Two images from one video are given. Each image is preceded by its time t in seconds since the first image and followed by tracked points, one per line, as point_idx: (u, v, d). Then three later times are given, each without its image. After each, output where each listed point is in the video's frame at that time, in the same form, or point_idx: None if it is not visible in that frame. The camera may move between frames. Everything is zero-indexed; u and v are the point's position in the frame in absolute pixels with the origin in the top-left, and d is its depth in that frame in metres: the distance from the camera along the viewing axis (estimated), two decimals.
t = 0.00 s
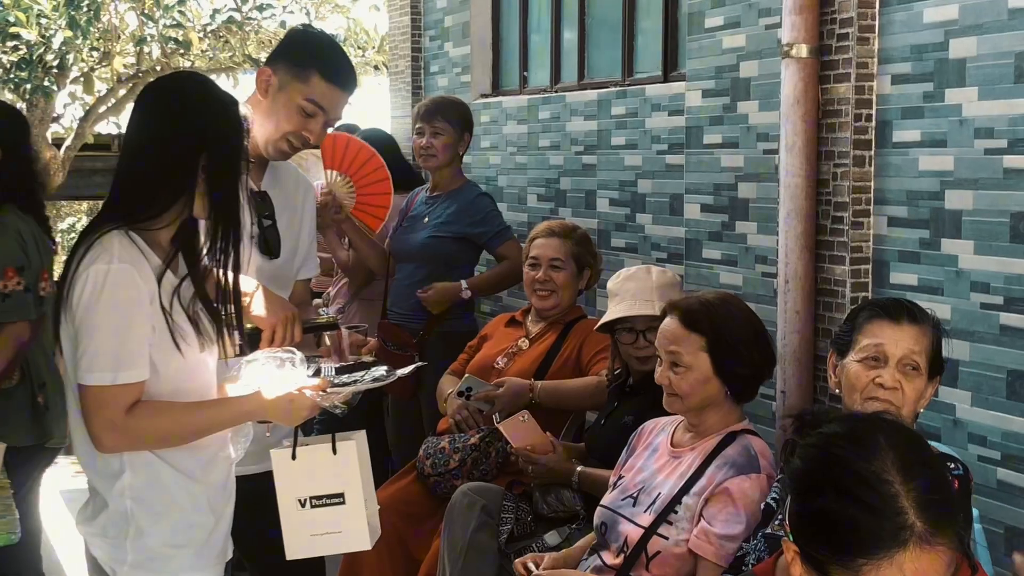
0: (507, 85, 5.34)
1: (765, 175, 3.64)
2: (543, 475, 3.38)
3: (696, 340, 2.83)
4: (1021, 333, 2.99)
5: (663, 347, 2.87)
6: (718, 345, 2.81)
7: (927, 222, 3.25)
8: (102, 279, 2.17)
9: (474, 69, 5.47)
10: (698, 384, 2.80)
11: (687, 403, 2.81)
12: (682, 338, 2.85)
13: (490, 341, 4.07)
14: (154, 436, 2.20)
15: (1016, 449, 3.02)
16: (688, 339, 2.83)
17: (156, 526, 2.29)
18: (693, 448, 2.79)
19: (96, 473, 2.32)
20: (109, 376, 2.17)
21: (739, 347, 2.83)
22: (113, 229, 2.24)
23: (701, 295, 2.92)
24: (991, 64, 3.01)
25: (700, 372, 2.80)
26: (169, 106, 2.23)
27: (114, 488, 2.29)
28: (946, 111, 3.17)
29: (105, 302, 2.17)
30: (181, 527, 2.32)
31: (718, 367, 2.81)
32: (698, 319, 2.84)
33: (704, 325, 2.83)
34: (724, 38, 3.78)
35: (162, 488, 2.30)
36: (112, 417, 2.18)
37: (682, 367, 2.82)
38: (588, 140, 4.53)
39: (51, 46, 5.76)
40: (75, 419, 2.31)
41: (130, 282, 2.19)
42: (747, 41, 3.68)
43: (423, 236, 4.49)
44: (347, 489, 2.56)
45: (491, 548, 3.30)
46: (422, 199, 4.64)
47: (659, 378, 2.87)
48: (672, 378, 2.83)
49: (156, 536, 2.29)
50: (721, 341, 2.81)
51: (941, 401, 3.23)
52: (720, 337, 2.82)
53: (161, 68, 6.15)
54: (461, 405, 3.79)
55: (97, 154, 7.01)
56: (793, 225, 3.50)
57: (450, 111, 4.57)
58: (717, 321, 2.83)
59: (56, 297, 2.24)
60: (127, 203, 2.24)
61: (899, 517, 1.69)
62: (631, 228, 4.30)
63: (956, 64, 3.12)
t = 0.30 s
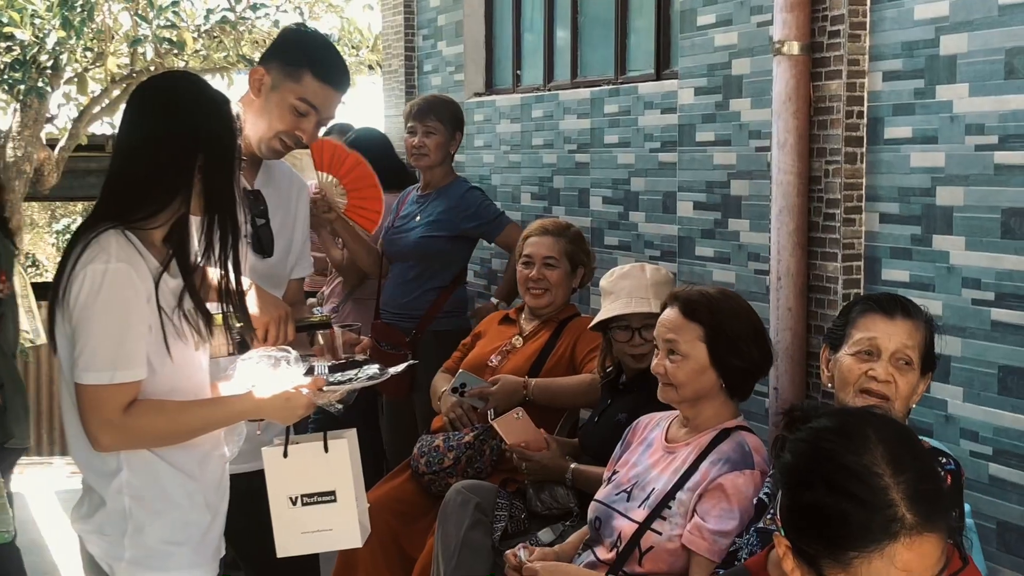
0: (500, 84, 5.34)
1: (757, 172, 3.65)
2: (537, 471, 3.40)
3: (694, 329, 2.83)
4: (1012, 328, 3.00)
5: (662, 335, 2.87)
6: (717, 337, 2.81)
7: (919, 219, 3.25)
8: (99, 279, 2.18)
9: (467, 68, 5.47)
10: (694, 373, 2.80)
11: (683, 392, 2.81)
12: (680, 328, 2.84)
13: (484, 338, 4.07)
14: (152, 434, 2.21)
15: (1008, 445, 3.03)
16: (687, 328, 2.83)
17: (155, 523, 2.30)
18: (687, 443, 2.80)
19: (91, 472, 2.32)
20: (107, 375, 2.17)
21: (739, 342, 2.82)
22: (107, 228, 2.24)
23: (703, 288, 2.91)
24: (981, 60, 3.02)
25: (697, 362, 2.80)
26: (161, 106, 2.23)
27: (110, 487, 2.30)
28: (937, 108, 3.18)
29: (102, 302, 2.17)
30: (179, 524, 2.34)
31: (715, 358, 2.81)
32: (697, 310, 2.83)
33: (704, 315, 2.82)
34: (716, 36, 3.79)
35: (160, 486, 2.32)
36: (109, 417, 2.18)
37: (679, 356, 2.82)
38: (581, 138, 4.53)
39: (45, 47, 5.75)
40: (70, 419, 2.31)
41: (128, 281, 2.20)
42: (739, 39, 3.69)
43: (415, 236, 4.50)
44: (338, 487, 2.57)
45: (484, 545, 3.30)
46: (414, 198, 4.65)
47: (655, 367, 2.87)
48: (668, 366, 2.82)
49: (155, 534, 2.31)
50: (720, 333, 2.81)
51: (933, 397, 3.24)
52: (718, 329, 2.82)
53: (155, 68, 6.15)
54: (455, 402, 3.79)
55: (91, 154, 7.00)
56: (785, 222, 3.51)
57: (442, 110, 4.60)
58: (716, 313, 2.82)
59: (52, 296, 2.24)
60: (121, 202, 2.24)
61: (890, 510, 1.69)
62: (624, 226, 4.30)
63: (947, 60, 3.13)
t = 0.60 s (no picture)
0: (491, 82, 5.35)
1: (746, 169, 3.66)
2: (528, 469, 3.38)
3: (689, 321, 2.84)
4: (1000, 323, 3.02)
5: (656, 325, 2.88)
6: (712, 330, 2.83)
7: (907, 215, 3.26)
8: (93, 279, 2.18)
9: (458, 66, 5.48)
10: (689, 365, 2.81)
11: (677, 383, 2.82)
12: (676, 320, 2.85)
13: (475, 336, 4.08)
14: (145, 434, 2.22)
15: (996, 439, 3.04)
16: (682, 319, 2.84)
17: (150, 521, 2.31)
18: (680, 434, 2.80)
19: (84, 470, 2.32)
20: (101, 375, 2.18)
21: (734, 335, 2.84)
22: (99, 228, 2.24)
23: (700, 280, 2.93)
24: (968, 56, 3.04)
25: (693, 354, 2.81)
26: (151, 105, 2.23)
27: (104, 484, 2.30)
28: (924, 104, 3.19)
29: (96, 302, 2.17)
30: (173, 520, 2.34)
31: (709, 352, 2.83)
32: (694, 302, 2.85)
33: (700, 307, 2.84)
34: (705, 33, 3.79)
35: (154, 483, 2.32)
36: (104, 416, 2.19)
37: (674, 348, 2.83)
38: (571, 136, 4.54)
39: (36, 46, 5.73)
40: (63, 418, 2.31)
41: (121, 280, 2.20)
42: (728, 36, 3.69)
43: (405, 234, 4.50)
44: (326, 483, 2.58)
45: (475, 542, 3.32)
46: (404, 195, 4.65)
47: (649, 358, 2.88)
48: (662, 357, 2.83)
49: (150, 530, 2.31)
50: (715, 327, 2.83)
51: (922, 392, 3.25)
52: (714, 322, 2.83)
53: (145, 68, 6.14)
54: (446, 401, 3.80)
55: (82, 154, 6.98)
56: (774, 218, 3.52)
57: (432, 108, 4.60)
58: (713, 304, 2.84)
59: (44, 297, 2.24)
60: (112, 202, 2.24)
61: (876, 501, 1.69)
62: (614, 223, 4.31)
63: (934, 56, 3.15)
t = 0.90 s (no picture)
0: (479, 80, 5.36)
1: (733, 166, 3.67)
2: (515, 467, 3.40)
3: (679, 317, 2.83)
4: (984, 318, 3.04)
5: (648, 321, 2.88)
6: (703, 326, 2.83)
7: (892, 210, 3.28)
8: (78, 276, 2.18)
9: (446, 64, 5.48)
10: (678, 360, 2.81)
11: (666, 379, 2.81)
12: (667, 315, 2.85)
13: (463, 334, 4.08)
14: (132, 431, 2.22)
15: (981, 433, 3.06)
16: (672, 316, 2.83)
17: (137, 519, 2.32)
18: (669, 432, 2.79)
19: (70, 468, 2.32)
20: (87, 372, 2.18)
21: (725, 332, 2.84)
22: (84, 225, 2.24)
23: (694, 278, 2.91)
24: (952, 52, 3.06)
25: (683, 350, 2.81)
26: (136, 104, 2.24)
27: (91, 481, 2.31)
28: (908, 100, 3.21)
29: (82, 300, 2.18)
30: (160, 518, 2.35)
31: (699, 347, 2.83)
32: (685, 297, 2.85)
33: (691, 302, 2.84)
34: (691, 30, 3.80)
35: (141, 480, 2.33)
36: (89, 413, 2.19)
37: (665, 344, 2.82)
38: (559, 133, 4.55)
39: (25, 46, 5.75)
40: (49, 415, 2.32)
41: (107, 277, 2.20)
42: (713, 33, 3.70)
43: (396, 233, 4.51)
44: (315, 480, 2.59)
45: (463, 539, 3.33)
46: (392, 194, 4.66)
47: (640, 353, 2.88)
48: (652, 352, 2.83)
49: (136, 528, 2.32)
50: (707, 323, 2.83)
51: (907, 387, 3.28)
52: (706, 318, 2.83)
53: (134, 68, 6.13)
54: (435, 399, 3.79)
55: (71, 154, 6.97)
56: (759, 214, 3.53)
57: (421, 108, 4.60)
58: (706, 299, 2.85)
59: (29, 294, 2.24)
60: (97, 200, 2.24)
61: (854, 489, 1.71)
62: (602, 221, 4.32)
63: (918, 52, 3.16)
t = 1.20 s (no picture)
0: (464, 78, 5.36)
1: (715, 162, 3.68)
2: (499, 466, 3.41)
3: (666, 319, 2.82)
4: (963, 313, 3.07)
5: (635, 322, 2.87)
6: (689, 327, 2.81)
7: (872, 206, 3.30)
8: (56, 272, 2.18)
9: (431, 62, 5.49)
10: (664, 362, 2.79)
11: (650, 379, 2.80)
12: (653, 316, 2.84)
13: (447, 332, 4.08)
14: (111, 426, 2.22)
15: (961, 427, 3.09)
16: (660, 317, 2.82)
17: (116, 516, 2.32)
18: (652, 428, 2.79)
19: (48, 465, 2.32)
20: (65, 367, 2.17)
21: (711, 334, 2.81)
22: (63, 221, 2.24)
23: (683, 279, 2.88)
24: (930, 48, 3.09)
25: (669, 351, 2.79)
26: (116, 102, 2.24)
27: (69, 480, 2.30)
28: (887, 96, 3.22)
29: (60, 295, 2.17)
30: (139, 516, 2.35)
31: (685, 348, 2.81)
32: (671, 297, 2.84)
33: (677, 303, 2.82)
34: (673, 27, 3.81)
35: (119, 478, 2.33)
36: (67, 409, 2.19)
37: (650, 344, 2.81)
38: (543, 131, 4.55)
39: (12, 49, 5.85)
40: (28, 411, 2.31)
41: (85, 273, 2.20)
42: (695, 30, 3.71)
43: (378, 232, 4.52)
44: (295, 478, 2.59)
45: (447, 536, 3.34)
46: (376, 192, 4.69)
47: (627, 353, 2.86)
48: (638, 353, 2.82)
49: (115, 525, 2.32)
50: (692, 324, 2.81)
51: (888, 382, 3.30)
52: (691, 319, 2.81)
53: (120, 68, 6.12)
54: (418, 398, 3.81)
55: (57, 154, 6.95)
56: (741, 210, 3.54)
57: (405, 108, 4.56)
58: (692, 300, 2.82)
59: (7, 290, 2.23)
60: (76, 197, 2.24)
61: (822, 473, 1.76)
62: (586, 218, 4.33)
63: (897, 48, 3.18)
